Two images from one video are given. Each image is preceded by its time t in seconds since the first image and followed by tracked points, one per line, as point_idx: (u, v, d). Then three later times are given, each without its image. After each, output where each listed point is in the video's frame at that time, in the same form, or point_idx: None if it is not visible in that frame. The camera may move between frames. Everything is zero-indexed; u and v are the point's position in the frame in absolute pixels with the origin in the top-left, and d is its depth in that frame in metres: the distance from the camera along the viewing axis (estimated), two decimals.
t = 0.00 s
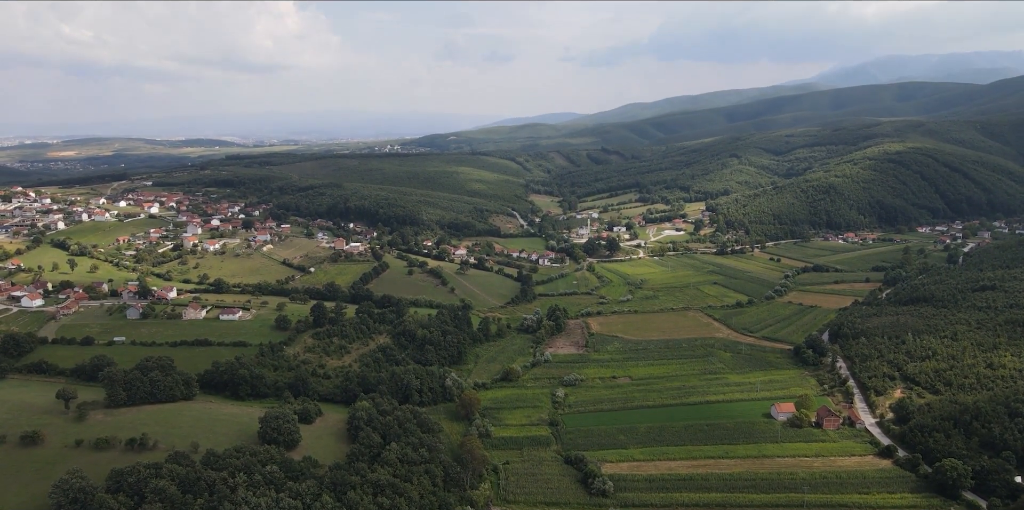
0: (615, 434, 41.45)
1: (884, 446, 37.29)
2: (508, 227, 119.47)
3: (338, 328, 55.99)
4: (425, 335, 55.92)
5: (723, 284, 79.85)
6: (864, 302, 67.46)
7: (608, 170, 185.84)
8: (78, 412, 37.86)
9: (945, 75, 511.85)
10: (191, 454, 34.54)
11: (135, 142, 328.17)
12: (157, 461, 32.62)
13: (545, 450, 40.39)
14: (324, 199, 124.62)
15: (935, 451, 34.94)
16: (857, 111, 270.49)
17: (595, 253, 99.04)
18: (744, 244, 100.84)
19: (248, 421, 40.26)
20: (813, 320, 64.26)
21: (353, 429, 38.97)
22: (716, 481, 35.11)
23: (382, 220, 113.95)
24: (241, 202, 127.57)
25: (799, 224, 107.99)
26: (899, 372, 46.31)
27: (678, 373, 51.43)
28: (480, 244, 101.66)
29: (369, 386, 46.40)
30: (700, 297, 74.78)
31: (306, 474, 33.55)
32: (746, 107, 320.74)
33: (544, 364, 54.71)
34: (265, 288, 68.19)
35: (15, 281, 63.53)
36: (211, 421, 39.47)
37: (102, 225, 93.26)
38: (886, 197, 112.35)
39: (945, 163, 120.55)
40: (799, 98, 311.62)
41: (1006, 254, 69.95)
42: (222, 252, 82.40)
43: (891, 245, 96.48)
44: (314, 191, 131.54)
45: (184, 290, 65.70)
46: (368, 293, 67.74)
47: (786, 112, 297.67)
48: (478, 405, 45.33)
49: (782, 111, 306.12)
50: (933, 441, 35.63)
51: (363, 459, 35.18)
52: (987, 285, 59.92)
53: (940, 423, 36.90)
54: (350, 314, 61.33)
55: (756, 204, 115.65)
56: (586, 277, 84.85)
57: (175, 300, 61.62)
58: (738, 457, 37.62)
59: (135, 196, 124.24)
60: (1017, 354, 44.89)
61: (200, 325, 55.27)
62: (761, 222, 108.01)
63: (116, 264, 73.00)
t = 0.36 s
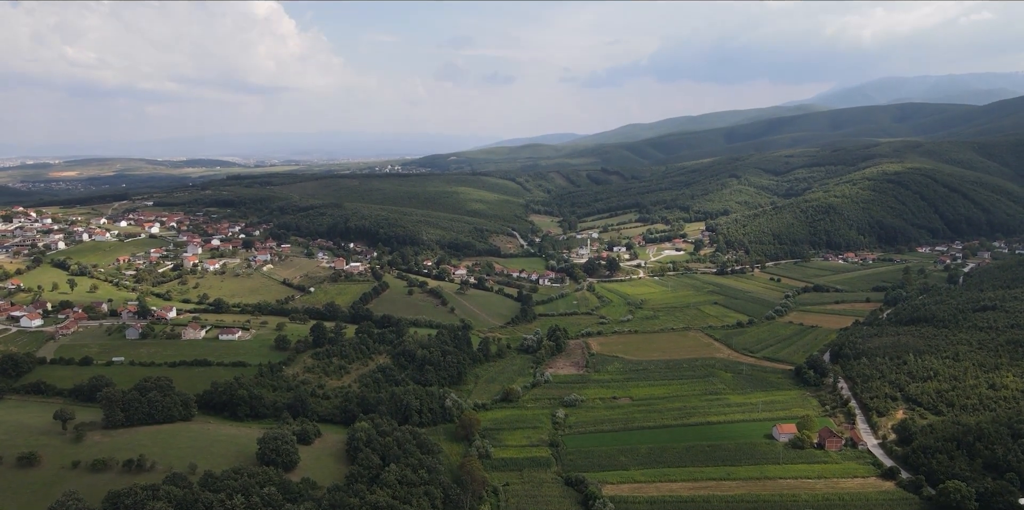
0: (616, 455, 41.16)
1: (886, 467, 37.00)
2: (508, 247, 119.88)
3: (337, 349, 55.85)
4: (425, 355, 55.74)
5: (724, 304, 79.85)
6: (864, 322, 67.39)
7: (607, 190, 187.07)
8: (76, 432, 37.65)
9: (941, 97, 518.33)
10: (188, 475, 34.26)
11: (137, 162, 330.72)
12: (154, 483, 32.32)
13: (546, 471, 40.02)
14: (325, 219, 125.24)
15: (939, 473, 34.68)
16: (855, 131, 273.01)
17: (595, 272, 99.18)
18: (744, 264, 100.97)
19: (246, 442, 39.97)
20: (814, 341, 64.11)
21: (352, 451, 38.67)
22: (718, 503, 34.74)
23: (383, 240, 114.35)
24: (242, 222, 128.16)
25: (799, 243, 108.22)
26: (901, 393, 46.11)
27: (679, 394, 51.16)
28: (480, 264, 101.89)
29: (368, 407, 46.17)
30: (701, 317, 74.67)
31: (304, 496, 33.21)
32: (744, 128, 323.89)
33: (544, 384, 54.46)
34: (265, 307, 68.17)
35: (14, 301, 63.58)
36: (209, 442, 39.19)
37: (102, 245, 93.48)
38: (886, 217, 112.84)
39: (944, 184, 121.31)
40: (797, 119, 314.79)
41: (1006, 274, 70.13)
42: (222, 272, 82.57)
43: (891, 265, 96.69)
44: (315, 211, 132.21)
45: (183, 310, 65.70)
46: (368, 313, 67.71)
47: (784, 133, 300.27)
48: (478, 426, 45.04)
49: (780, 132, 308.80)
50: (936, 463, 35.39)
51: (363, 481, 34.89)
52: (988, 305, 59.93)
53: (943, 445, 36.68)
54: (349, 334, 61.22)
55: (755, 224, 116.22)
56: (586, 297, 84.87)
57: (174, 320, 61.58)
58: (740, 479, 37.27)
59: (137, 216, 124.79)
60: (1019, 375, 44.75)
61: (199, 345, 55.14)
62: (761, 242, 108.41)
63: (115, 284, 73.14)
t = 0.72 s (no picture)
0: (617, 478, 40.79)
1: (890, 491, 36.66)
2: (508, 268, 120.13)
3: (337, 370, 55.62)
4: (425, 376, 55.49)
5: (724, 325, 79.75)
6: (866, 343, 67.21)
7: (607, 212, 187.99)
8: (73, 455, 37.35)
9: (937, 120, 525.01)
10: (185, 498, 33.96)
11: (139, 183, 332.34)
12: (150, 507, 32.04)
13: (546, 494, 39.63)
14: (326, 240, 125.70)
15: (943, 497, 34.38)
16: (853, 153, 275.46)
17: (595, 293, 99.22)
18: (745, 285, 100.97)
19: (244, 464, 39.66)
20: (816, 362, 63.83)
21: (350, 473, 38.36)
22: None
23: (383, 261, 114.59)
24: (243, 243, 128.56)
25: (800, 265, 108.36)
26: (903, 415, 45.85)
27: (681, 416, 50.80)
28: (481, 285, 102.01)
29: (367, 429, 45.90)
30: (701, 339, 74.51)
31: None
32: (743, 149, 326.85)
33: (545, 406, 54.13)
34: (265, 329, 68.07)
35: (13, 322, 63.56)
36: (207, 464, 38.93)
37: (102, 266, 93.64)
38: (885, 238, 113.22)
39: (942, 205, 121.99)
40: (795, 142, 317.91)
41: (1007, 296, 70.19)
42: (222, 293, 82.64)
43: (891, 286, 96.77)
44: (316, 232, 132.76)
45: (182, 332, 65.57)
46: (367, 334, 67.57)
47: (782, 155, 302.75)
48: (478, 448, 44.69)
49: (779, 154, 311.34)
50: (940, 486, 35.12)
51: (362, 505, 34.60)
52: (990, 327, 59.85)
53: (947, 468, 36.40)
54: (349, 355, 61.03)
55: (755, 245, 116.62)
56: (586, 318, 84.80)
57: (173, 341, 61.46)
58: (743, 503, 36.91)
59: (137, 237, 125.27)
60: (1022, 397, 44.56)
61: (198, 367, 54.96)
62: (761, 263, 108.66)
63: (115, 305, 73.18)
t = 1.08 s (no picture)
0: (618, 500, 40.43)
1: None
2: (508, 289, 120.25)
3: (336, 391, 55.39)
4: (425, 398, 55.26)
5: (725, 346, 79.55)
6: (867, 365, 67.00)
7: (607, 233, 188.74)
8: (70, 477, 37.04)
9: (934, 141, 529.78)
10: None
11: (140, 204, 333.66)
12: None
13: None
14: (327, 260, 126.02)
15: None
16: (852, 174, 277.23)
17: (596, 314, 99.18)
18: (746, 306, 100.88)
19: (243, 486, 39.35)
20: (817, 383, 63.56)
21: (349, 495, 38.04)
22: None
23: (383, 281, 114.77)
24: (243, 264, 128.83)
25: (800, 285, 108.34)
26: (906, 437, 45.55)
27: (683, 438, 50.47)
28: (481, 306, 101.97)
29: (367, 451, 45.61)
30: (702, 360, 74.30)
31: None
32: (742, 171, 329.03)
33: (545, 428, 53.79)
34: (264, 349, 67.95)
35: (12, 343, 63.51)
36: (205, 486, 38.62)
37: (103, 287, 93.70)
38: (885, 259, 113.45)
39: (942, 226, 122.45)
40: (794, 163, 320.27)
41: (1008, 317, 70.11)
42: (221, 314, 82.63)
43: (892, 307, 96.72)
44: (316, 253, 133.15)
45: (182, 352, 65.46)
46: (367, 355, 67.42)
47: (781, 176, 304.60)
48: (478, 470, 44.33)
49: (778, 175, 313.29)
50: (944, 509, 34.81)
51: None
52: (992, 348, 59.70)
53: (951, 490, 36.08)
54: (349, 376, 60.81)
55: (754, 266, 116.89)
56: (587, 339, 84.59)
57: (173, 362, 61.36)
58: None
59: (138, 258, 125.63)
60: None
61: (197, 388, 54.79)
62: (761, 284, 108.83)
63: (115, 325, 73.18)
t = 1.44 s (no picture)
0: None
1: None
2: (509, 309, 120.18)
3: (336, 412, 55.08)
4: (425, 419, 54.95)
5: (726, 367, 79.20)
6: (870, 386, 66.71)
7: (608, 253, 189.20)
8: (66, 499, 36.74)
9: (932, 162, 533.57)
10: None
11: (141, 224, 334.53)
12: None
13: None
14: (327, 281, 126.14)
15: None
16: (851, 195, 278.70)
17: (596, 335, 98.94)
18: (746, 326, 100.71)
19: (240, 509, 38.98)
20: (819, 405, 63.19)
21: None
22: None
23: (383, 302, 114.74)
24: (243, 284, 128.94)
25: (801, 306, 108.26)
26: (909, 459, 45.21)
27: (684, 459, 50.06)
28: (481, 326, 101.75)
29: (366, 473, 45.26)
30: (703, 381, 73.93)
31: None
32: (742, 191, 330.72)
33: (546, 449, 53.38)
34: (263, 370, 67.67)
35: (11, 364, 63.34)
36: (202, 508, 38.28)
37: (102, 307, 93.70)
38: (886, 279, 113.57)
39: (942, 247, 122.74)
40: (792, 184, 322.13)
41: (1010, 338, 69.96)
42: (221, 334, 82.48)
43: (894, 328, 96.54)
44: (317, 273, 133.27)
45: (180, 373, 65.15)
46: (367, 376, 67.12)
47: (781, 197, 305.98)
48: (478, 492, 43.94)
49: (777, 195, 314.92)
50: None
51: None
52: (994, 369, 59.48)
53: None
54: (348, 397, 60.48)
55: (755, 287, 117.00)
56: (587, 360, 84.25)
57: (171, 383, 61.11)
58: None
59: (138, 278, 125.76)
60: None
61: (196, 409, 54.50)
62: (762, 304, 108.84)
63: (114, 346, 73.03)
